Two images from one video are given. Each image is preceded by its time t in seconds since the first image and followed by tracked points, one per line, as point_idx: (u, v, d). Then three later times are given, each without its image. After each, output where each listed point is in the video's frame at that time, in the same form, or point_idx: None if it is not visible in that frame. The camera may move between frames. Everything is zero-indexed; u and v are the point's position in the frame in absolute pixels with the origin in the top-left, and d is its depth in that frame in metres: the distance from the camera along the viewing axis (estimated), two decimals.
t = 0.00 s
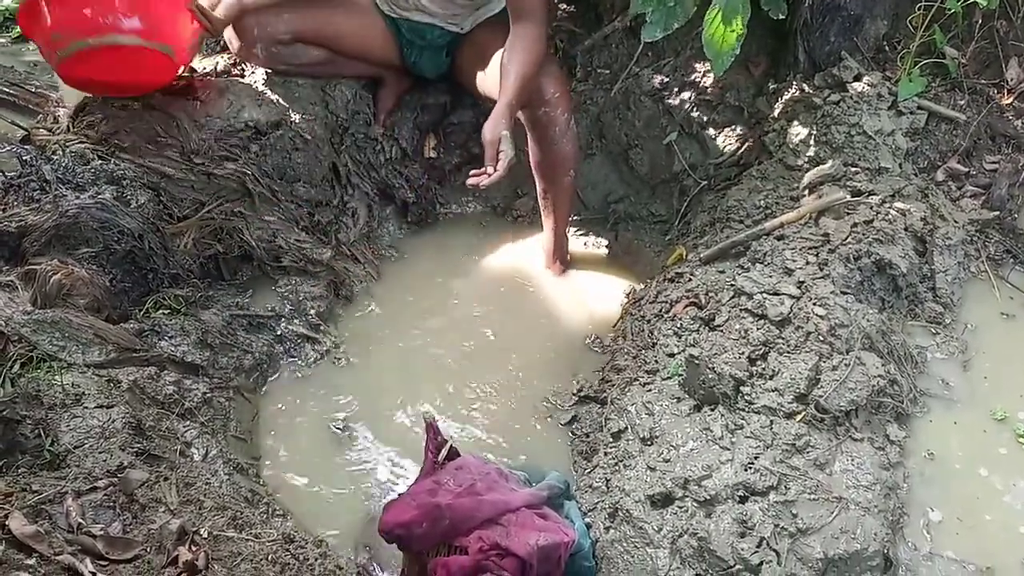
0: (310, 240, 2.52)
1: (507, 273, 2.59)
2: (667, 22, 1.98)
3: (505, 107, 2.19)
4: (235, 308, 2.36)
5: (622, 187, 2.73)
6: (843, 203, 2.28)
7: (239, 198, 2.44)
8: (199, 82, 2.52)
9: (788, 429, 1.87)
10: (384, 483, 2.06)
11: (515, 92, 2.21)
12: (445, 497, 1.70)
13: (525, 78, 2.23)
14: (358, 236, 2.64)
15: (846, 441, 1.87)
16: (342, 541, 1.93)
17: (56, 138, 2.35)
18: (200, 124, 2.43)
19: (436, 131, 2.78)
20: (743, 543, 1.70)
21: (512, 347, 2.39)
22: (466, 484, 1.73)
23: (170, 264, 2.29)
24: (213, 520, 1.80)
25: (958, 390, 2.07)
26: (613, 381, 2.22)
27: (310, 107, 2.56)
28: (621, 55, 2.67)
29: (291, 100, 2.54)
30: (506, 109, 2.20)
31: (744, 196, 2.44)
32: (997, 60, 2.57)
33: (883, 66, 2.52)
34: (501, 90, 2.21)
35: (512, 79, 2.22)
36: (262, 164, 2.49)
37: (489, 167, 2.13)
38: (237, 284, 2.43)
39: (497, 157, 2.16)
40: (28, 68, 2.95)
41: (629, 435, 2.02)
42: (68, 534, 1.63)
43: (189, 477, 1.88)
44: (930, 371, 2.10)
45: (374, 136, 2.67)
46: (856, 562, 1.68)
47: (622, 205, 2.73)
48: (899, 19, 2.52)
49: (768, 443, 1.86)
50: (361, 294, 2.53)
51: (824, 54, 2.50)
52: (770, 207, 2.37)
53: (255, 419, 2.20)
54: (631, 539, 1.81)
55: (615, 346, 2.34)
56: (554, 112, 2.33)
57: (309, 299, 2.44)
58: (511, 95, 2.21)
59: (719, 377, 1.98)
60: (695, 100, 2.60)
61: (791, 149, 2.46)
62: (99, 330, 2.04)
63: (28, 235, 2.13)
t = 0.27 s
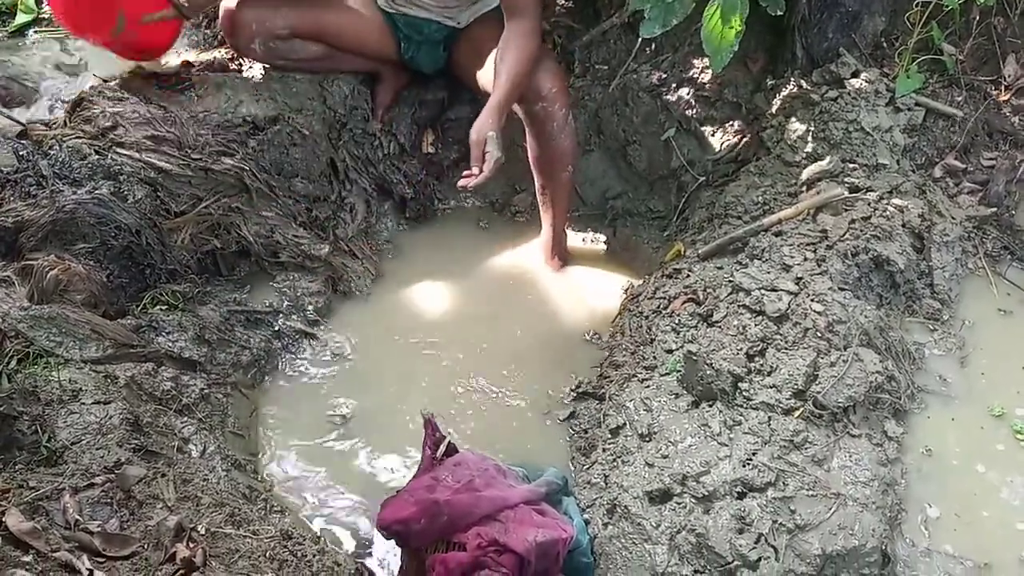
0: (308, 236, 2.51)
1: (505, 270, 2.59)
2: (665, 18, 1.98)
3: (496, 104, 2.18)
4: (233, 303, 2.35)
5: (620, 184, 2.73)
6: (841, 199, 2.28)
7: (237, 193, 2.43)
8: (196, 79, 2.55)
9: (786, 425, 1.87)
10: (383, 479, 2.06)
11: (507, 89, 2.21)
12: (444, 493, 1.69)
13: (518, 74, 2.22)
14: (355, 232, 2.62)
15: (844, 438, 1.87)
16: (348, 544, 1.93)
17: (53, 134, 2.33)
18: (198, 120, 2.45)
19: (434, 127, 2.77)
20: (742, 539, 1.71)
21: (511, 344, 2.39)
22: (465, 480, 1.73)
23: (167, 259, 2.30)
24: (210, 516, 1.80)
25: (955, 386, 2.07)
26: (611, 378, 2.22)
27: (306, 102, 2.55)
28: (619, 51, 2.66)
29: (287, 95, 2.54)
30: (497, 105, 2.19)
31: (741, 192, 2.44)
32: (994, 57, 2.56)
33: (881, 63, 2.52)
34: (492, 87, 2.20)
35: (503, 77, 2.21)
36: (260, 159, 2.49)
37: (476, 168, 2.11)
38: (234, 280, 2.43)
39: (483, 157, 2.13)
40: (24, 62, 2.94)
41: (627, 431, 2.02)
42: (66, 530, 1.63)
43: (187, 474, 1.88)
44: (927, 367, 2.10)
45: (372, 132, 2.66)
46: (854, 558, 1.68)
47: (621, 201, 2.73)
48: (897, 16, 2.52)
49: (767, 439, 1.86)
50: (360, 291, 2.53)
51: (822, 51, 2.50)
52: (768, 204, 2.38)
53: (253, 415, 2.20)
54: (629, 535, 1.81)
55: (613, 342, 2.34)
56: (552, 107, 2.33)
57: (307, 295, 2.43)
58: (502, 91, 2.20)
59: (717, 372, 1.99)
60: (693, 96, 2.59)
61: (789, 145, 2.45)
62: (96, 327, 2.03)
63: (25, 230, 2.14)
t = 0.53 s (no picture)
0: (304, 231, 2.51)
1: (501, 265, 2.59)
2: (662, 12, 1.97)
3: (487, 94, 2.18)
4: (229, 299, 2.35)
5: (617, 178, 2.72)
6: (838, 192, 2.27)
7: (233, 188, 2.42)
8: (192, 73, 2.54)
9: (783, 419, 1.87)
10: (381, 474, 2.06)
11: (498, 80, 2.21)
12: (441, 489, 1.68)
13: (509, 64, 2.23)
14: (352, 227, 2.62)
15: (841, 431, 1.87)
16: (345, 545, 1.91)
17: (48, 129, 2.33)
18: (194, 115, 2.43)
19: (431, 122, 2.75)
20: (739, 534, 1.71)
21: (508, 338, 2.38)
22: (461, 476, 1.73)
23: (163, 255, 2.28)
24: (207, 513, 1.79)
25: (952, 379, 2.07)
26: (608, 372, 2.22)
27: (304, 97, 2.54)
28: (615, 45, 2.64)
29: (283, 91, 2.52)
30: (488, 95, 2.19)
31: (738, 186, 2.43)
32: (992, 50, 2.58)
33: (877, 56, 2.52)
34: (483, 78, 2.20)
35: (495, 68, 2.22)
36: (256, 154, 2.49)
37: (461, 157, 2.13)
38: (231, 276, 2.42)
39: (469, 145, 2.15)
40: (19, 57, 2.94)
41: (625, 426, 2.02)
42: (62, 527, 1.63)
43: (183, 470, 1.88)
44: (924, 361, 2.10)
45: (368, 127, 2.65)
46: (851, 551, 1.68)
47: (618, 195, 2.72)
48: (894, 9, 2.52)
49: (763, 433, 1.86)
50: (356, 286, 2.52)
51: (819, 44, 2.50)
52: (765, 197, 2.37)
53: (249, 412, 2.19)
54: (626, 530, 1.82)
55: (610, 336, 2.34)
56: (549, 100, 2.33)
57: (303, 291, 2.42)
58: (492, 83, 2.21)
59: (714, 367, 1.98)
60: (690, 90, 2.61)
61: (786, 138, 2.44)
62: (92, 323, 2.02)
63: (20, 227, 2.14)
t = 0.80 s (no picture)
0: (300, 231, 2.50)
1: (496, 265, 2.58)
2: (656, 11, 1.98)
3: (464, 68, 2.18)
4: (224, 299, 2.34)
5: (613, 176, 2.71)
6: (833, 191, 2.27)
7: (228, 187, 2.41)
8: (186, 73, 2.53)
9: (779, 418, 1.88)
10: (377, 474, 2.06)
11: (480, 54, 2.20)
12: (437, 489, 1.69)
13: (494, 43, 2.22)
14: (347, 225, 2.62)
15: (836, 430, 1.88)
16: (338, 547, 1.90)
17: (42, 128, 2.33)
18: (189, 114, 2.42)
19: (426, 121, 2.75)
20: (735, 533, 1.71)
21: (502, 339, 2.38)
22: (457, 475, 1.73)
23: (159, 255, 2.27)
24: (201, 514, 1.79)
25: (947, 377, 2.08)
26: (604, 371, 2.22)
27: (298, 96, 2.54)
28: (610, 44, 2.64)
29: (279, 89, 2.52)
30: (466, 69, 2.18)
31: (733, 184, 2.43)
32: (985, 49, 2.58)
33: (871, 55, 2.52)
34: (463, 52, 2.20)
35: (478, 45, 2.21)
36: (251, 154, 2.47)
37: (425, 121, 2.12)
38: (226, 275, 2.41)
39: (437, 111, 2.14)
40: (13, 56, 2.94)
41: (620, 425, 2.02)
42: (56, 529, 1.62)
43: (178, 471, 1.87)
44: (919, 359, 2.11)
45: (363, 126, 2.64)
46: (847, 550, 1.68)
47: (613, 194, 2.72)
48: (888, 7, 2.52)
49: (759, 432, 1.86)
50: (350, 285, 2.52)
51: (813, 43, 2.50)
52: (760, 195, 2.37)
53: (244, 412, 2.19)
54: (622, 529, 1.81)
55: (606, 335, 2.34)
56: (546, 96, 2.32)
57: (301, 290, 2.44)
58: (474, 55, 2.19)
59: (709, 366, 1.99)
60: (685, 88, 2.61)
61: (780, 137, 2.44)
62: (87, 323, 2.01)
63: (14, 227, 2.11)
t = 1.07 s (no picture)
0: (294, 236, 2.50)
1: (491, 271, 2.58)
2: (648, 14, 1.98)
3: (429, 32, 2.28)
4: (219, 305, 2.34)
5: (607, 181, 2.70)
6: (826, 195, 2.28)
7: (222, 193, 2.41)
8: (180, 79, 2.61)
9: (774, 422, 1.88)
10: (372, 480, 2.05)
11: (450, 23, 2.30)
12: (432, 494, 1.69)
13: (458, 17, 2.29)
14: (342, 231, 2.61)
15: (832, 434, 1.88)
16: (332, 554, 1.88)
17: (36, 135, 2.35)
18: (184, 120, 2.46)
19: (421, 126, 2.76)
20: (730, 538, 1.70)
21: (497, 345, 2.38)
22: (452, 480, 1.73)
23: (152, 260, 2.27)
24: (195, 520, 1.78)
25: (941, 382, 2.08)
26: (598, 376, 2.22)
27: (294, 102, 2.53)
28: (604, 48, 2.67)
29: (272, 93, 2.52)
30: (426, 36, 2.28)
31: (727, 189, 2.43)
32: (978, 53, 2.60)
33: (865, 60, 2.53)
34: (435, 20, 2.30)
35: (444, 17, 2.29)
36: (245, 161, 2.45)
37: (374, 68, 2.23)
38: (220, 280, 2.40)
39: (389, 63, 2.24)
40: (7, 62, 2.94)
41: (616, 430, 2.02)
42: (49, 535, 1.61)
43: (172, 477, 1.87)
44: (914, 363, 2.11)
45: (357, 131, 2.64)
46: (843, 555, 1.68)
47: (608, 199, 2.70)
48: (881, 13, 2.53)
49: (755, 436, 1.86)
50: (345, 291, 2.52)
51: (807, 48, 2.50)
52: (754, 200, 2.37)
53: (239, 418, 2.18)
54: (618, 534, 1.82)
55: (601, 340, 2.33)
56: (547, 100, 2.32)
57: (296, 296, 2.44)
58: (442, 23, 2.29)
59: (705, 370, 1.98)
60: (679, 94, 2.61)
61: (775, 142, 2.45)
62: (81, 328, 2.03)
63: (7, 232, 2.14)
